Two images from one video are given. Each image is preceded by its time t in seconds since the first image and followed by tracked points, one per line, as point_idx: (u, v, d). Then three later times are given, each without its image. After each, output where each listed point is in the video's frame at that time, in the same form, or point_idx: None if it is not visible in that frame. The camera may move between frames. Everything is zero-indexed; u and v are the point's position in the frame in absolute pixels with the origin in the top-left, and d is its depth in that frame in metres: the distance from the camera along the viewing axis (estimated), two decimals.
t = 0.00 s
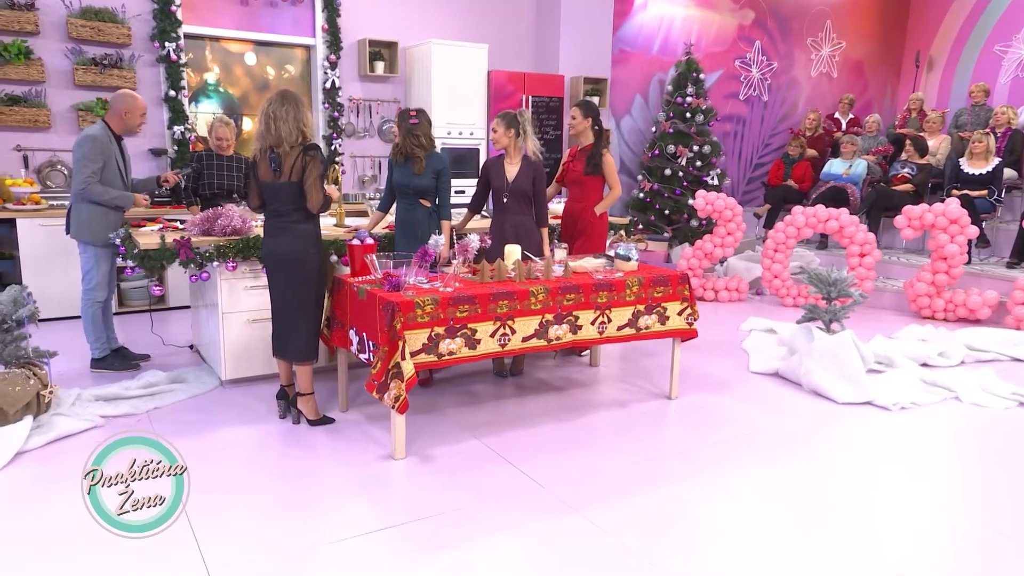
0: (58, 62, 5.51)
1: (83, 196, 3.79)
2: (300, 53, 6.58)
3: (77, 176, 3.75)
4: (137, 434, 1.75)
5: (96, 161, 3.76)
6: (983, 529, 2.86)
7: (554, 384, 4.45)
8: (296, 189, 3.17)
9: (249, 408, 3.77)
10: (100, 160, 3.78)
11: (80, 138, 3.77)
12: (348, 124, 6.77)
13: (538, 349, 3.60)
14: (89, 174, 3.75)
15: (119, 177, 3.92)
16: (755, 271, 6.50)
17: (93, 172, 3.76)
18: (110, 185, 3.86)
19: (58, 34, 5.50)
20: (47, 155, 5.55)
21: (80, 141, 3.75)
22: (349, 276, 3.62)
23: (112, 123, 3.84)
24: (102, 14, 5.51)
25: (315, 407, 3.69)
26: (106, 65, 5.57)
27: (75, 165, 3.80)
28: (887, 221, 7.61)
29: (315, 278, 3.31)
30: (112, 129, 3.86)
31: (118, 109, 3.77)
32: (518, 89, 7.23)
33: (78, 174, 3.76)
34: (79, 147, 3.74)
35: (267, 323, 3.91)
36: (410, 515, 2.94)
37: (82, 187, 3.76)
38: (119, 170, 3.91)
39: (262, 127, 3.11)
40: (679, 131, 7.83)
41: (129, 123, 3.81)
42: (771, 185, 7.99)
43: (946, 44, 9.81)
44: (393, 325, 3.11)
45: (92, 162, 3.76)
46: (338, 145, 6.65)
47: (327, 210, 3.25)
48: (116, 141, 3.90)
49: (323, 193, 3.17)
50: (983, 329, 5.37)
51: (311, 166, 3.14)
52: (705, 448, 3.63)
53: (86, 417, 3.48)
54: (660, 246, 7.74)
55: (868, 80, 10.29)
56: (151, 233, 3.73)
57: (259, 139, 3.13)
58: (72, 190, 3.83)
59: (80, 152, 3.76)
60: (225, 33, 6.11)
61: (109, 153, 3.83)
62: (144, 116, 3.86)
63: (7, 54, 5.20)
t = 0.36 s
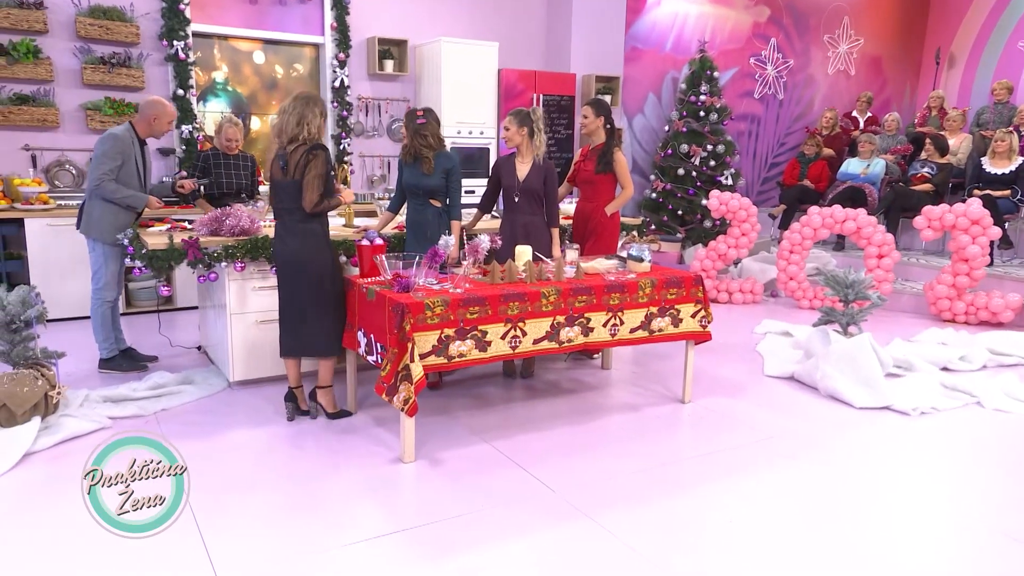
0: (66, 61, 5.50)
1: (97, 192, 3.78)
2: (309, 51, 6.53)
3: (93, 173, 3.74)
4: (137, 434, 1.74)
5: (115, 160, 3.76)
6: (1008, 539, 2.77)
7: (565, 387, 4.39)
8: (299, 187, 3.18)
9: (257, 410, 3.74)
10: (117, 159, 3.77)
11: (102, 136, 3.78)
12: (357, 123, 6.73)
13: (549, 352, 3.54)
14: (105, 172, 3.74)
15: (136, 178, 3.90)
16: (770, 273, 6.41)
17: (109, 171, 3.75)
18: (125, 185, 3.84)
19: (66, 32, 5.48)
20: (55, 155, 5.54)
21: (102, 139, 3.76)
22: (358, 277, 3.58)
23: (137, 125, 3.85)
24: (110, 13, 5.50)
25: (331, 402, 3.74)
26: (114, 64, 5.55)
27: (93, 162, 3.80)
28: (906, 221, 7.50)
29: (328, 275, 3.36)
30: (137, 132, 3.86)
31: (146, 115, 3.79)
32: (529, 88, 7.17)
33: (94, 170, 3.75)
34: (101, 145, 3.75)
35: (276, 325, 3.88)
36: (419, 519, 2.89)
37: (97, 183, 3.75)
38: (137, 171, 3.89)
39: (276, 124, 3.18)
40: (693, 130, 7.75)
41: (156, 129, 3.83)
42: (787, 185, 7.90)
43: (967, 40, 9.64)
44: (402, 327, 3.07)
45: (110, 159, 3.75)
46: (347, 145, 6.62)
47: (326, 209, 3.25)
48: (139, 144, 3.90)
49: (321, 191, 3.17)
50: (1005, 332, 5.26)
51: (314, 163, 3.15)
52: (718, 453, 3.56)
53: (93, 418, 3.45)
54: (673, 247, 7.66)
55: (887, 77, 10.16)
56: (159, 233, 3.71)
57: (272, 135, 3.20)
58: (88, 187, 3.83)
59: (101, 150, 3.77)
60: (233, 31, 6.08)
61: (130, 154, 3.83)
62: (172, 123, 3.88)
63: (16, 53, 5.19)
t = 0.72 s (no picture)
0: (74, 61, 5.50)
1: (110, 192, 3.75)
2: (317, 50, 6.51)
3: (107, 172, 3.72)
4: (138, 435, 1.73)
5: (130, 161, 3.74)
6: None
7: (575, 391, 4.33)
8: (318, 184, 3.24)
9: (264, 413, 3.70)
10: (132, 161, 3.75)
11: (119, 137, 3.77)
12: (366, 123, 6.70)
13: (560, 355, 3.48)
14: (119, 172, 3.72)
15: (150, 181, 3.88)
16: (784, 275, 6.32)
17: (123, 172, 3.73)
18: (139, 187, 3.82)
19: (74, 32, 5.48)
20: (62, 155, 5.53)
21: (118, 140, 3.75)
22: (366, 279, 3.54)
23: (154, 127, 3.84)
24: (118, 13, 5.49)
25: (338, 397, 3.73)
26: (122, 64, 5.54)
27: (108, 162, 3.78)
28: (924, 223, 7.40)
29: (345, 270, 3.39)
30: (153, 134, 3.85)
31: (163, 118, 3.76)
32: (539, 87, 7.12)
33: (108, 171, 3.73)
34: (116, 146, 3.74)
35: (284, 326, 3.85)
36: (428, 524, 2.84)
37: (110, 183, 3.72)
38: (151, 174, 3.87)
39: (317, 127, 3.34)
40: (706, 129, 7.66)
41: (172, 133, 3.80)
42: (803, 185, 7.81)
43: (987, 37, 9.47)
44: (411, 329, 3.03)
45: (126, 160, 3.74)
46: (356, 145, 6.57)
47: (338, 213, 3.25)
48: (155, 147, 3.89)
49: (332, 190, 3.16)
50: None
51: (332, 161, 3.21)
52: (733, 458, 3.49)
53: (100, 421, 3.43)
54: (685, 249, 7.57)
55: (905, 75, 10.03)
56: (167, 234, 3.69)
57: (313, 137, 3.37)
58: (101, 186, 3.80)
59: (116, 150, 3.75)
60: (241, 30, 6.05)
61: (145, 155, 3.81)
62: (188, 127, 3.86)
63: (23, 52, 5.18)
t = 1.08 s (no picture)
0: (84, 60, 5.49)
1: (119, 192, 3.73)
2: (327, 50, 6.47)
3: (114, 172, 3.69)
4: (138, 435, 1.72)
5: (137, 159, 3.72)
6: None
7: (587, 395, 4.26)
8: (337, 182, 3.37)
9: (273, 416, 3.67)
10: (138, 159, 3.73)
11: (123, 136, 3.74)
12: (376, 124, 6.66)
13: (572, 359, 3.43)
14: (126, 172, 3.69)
15: (156, 179, 3.86)
16: (801, 278, 6.22)
17: (130, 171, 3.70)
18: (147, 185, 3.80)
19: (83, 32, 5.48)
20: (71, 156, 5.52)
21: (122, 139, 3.72)
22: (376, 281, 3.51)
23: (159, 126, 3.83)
24: (128, 12, 5.49)
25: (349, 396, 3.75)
26: (131, 63, 5.53)
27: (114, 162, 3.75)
28: (945, 225, 7.29)
29: (351, 268, 3.44)
30: (157, 132, 3.83)
31: (163, 113, 3.74)
32: (551, 87, 7.06)
33: (115, 171, 3.70)
34: (121, 145, 3.71)
35: (293, 329, 3.82)
36: (438, 530, 2.79)
37: (116, 181, 3.70)
38: (157, 172, 3.85)
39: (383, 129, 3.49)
40: (721, 129, 7.57)
41: (172, 129, 3.77)
42: (820, 186, 7.70)
43: (1011, 35, 9.32)
44: (422, 331, 2.98)
45: (135, 158, 3.71)
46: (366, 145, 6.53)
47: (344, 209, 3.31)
48: (160, 144, 3.86)
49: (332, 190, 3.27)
50: None
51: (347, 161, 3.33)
52: (749, 465, 3.41)
53: (108, 423, 3.40)
54: (700, 251, 7.49)
55: (926, 73, 9.88)
56: (176, 235, 3.67)
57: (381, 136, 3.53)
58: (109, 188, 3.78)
59: (120, 150, 3.72)
60: (250, 29, 6.02)
61: (150, 153, 3.79)
62: (190, 124, 3.80)
63: (33, 52, 5.18)
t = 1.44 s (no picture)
0: (92, 60, 5.44)
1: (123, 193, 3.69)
2: (336, 49, 6.36)
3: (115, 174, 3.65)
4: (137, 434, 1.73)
5: (138, 159, 3.69)
6: None
7: (599, 400, 4.19)
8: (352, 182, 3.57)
9: (281, 420, 3.63)
10: (139, 159, 3.70)
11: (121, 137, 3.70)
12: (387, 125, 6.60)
13: (584, 362, 3.37)
14: (127, 172, 3.65)
15: (157, 179, 3.82)
16: (818, 281, 6.12)
17: (131, 171, 3.67)
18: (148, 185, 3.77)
19: (93, 32, 5.43)
20: (80, 157, 5.47)
21: (121, 140, 3.69)
22: (386, 283, 3.46)
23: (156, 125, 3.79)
24: (137, 12, 5.42)
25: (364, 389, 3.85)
26: (140, 63, 5.46)
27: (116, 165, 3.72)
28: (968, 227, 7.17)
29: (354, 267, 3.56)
30: (154, 131, 3.79)
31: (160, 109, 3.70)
32: (564, 86, 6.97)
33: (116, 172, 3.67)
34: (119, 147, 3.67)
35: (302, 331, 3.78)
36: (449, 535, 2.74)
37: (121, 180, 3.66)
38: (157, 172, 3.82)
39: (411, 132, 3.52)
40: (735, 129, 7.50)
41: (167, 126, 3.71)
42: (837, 186, 7.54)
43: None
44: (432, 335, 2.93)
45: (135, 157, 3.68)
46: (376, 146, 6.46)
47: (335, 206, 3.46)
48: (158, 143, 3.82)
49: (331, 182, 3.48)
50: None
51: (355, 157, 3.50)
52: (766, 472, 3.33)
53: (116, 426, 3.37)
54: (714, 253, 7.39)
55: (947, 71, 9.73)
56: (184, 236, 3.64)
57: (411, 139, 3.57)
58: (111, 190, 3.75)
59: (120, 151, 3.69)
60: (260, 29, 5.93)
61: (149, 154, 3.76)
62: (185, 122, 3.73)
63: (42, 52, 5.13)
